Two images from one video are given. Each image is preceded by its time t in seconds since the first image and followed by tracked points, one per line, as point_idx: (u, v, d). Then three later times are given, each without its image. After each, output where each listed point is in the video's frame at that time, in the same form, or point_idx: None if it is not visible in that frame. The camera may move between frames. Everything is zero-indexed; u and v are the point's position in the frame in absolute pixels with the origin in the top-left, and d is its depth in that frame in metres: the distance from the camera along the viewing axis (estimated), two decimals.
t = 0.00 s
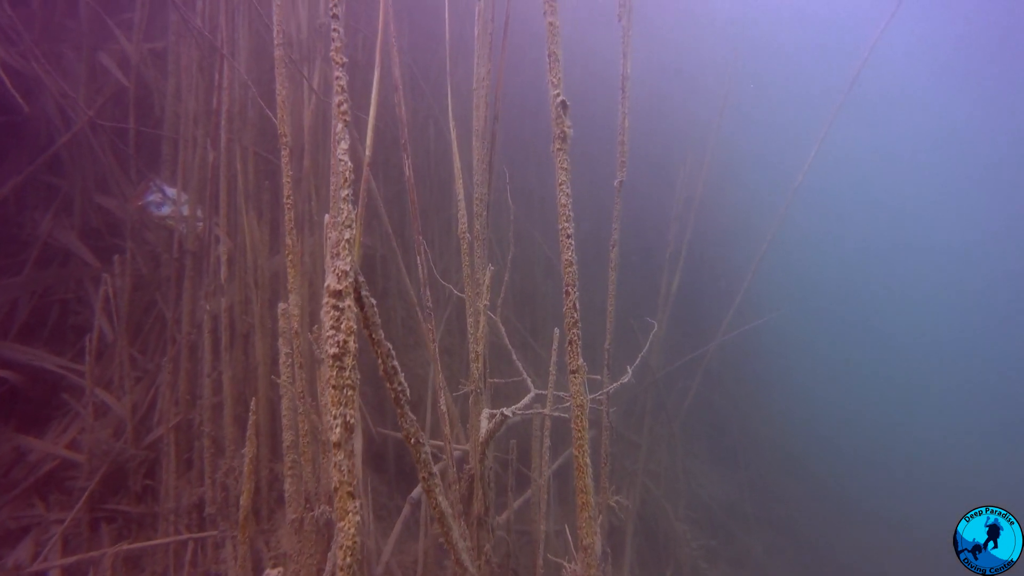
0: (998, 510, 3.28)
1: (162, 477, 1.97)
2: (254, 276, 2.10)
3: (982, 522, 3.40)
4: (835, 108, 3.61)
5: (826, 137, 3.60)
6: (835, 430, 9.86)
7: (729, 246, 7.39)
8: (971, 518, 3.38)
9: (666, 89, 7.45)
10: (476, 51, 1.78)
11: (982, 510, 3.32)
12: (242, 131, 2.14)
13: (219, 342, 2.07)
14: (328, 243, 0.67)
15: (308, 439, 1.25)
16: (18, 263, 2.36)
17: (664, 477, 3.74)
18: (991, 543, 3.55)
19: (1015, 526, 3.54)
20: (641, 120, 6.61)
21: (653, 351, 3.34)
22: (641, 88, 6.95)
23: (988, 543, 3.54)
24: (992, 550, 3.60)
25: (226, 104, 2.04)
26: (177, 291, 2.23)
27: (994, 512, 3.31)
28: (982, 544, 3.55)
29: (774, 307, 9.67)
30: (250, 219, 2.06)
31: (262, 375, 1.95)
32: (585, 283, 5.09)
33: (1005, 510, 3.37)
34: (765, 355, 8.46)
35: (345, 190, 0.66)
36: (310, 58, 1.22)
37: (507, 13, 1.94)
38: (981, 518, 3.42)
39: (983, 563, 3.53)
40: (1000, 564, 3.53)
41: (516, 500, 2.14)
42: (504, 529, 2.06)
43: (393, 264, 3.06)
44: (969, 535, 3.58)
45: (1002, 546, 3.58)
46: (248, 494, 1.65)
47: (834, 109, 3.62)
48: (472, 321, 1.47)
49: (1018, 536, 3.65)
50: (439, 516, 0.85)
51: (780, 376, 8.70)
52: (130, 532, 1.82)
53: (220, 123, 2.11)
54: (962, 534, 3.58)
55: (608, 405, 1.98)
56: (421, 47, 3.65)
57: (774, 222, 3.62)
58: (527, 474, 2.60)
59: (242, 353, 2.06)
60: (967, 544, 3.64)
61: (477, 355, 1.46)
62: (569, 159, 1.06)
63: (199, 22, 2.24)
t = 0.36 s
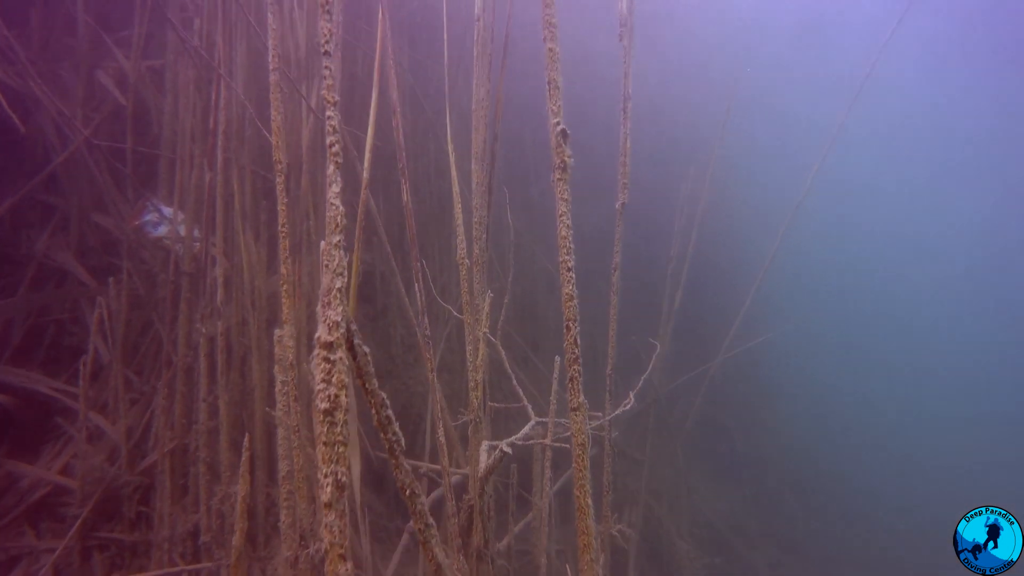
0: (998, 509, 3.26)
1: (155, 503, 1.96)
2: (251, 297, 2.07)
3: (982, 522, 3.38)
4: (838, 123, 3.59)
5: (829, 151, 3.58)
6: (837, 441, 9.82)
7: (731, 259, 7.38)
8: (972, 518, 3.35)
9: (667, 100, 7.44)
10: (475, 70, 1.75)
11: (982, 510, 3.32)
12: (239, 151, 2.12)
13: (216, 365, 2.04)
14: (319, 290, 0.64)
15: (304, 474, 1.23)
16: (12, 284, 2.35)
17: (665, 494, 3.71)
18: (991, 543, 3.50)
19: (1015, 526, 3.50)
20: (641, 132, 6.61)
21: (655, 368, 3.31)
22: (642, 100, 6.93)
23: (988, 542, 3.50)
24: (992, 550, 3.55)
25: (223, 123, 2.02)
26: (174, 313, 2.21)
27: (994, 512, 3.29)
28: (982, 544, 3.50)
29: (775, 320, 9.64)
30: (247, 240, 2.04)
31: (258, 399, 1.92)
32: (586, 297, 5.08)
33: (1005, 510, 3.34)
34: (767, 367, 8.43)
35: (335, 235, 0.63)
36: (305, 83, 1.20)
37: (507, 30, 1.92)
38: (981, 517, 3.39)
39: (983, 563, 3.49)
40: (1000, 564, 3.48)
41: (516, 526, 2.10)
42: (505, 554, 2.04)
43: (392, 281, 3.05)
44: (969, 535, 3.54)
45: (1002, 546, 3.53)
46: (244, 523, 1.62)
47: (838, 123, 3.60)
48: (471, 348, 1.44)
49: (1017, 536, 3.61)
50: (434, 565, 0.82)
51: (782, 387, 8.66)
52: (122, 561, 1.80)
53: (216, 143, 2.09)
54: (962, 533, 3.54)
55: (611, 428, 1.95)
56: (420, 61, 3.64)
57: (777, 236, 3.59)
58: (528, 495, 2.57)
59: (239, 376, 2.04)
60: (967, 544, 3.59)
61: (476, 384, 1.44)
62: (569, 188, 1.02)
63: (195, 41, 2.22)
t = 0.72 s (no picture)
0: (998, 509, 3.19)
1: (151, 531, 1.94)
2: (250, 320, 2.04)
3: (982, 522, 3.32)
4: (844, 137, 3.57)
5: (834, 166, 3.56)
6: (837, 452, 9.78)
7: (732, 271, 7.38)
8: (972, 517, 3.29)
9: (668, 112, 7.42)
10: (476, 93, 1.72)
11: (983, 510, 3.25)
12: (237, 172, 2.10)
13: (212, 390, 2.01)
14: (312, 345, 0.62)
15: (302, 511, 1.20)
16: (10, 304, 2.31)
17: (667, 513, 3.71)
18: (992, 544, 3.52)
19: (1015, 526, 3.52)
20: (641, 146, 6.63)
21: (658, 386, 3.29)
22: (641, 113, 6.95)
23: (988, 543, 3.51)
24: (993, 549, 3.58)
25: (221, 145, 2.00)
26: (173, 335, 2.18)
27: (994, 512, 3.22)
28: (982, 544, 3.52)
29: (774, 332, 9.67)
30: (246, 261, 2.01)
31: (257, 424, 1.89)
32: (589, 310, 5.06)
33: (1005, 510, 3.29)
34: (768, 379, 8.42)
35: (329, 291, 0.61)
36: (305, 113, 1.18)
37: (509, 49, 1.89)
38: (981, 517, 3.33)
39: (984, 562, 3.49)
40: (1000, 563, 3.50)
41: (518, 552, 2.07)
42: None
43: (393, 301, 3.05)
44: (969, 535, 3.53)
45: (1002, 546, 3.56)
46: (241, 556, 1.59)
47: (844, 138, 3.57)
48: (472, 378, 1.41)
49: (1017, 536, 3.66)
50: None
51: (782, 398, 8.63)
52: None
53: (215, 164, 2.07)
54: (962, 534, 3.53)
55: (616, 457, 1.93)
56: (421, 77, 3.62)
57: (782, 251, 3.56)
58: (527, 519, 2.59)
59: (238, 401, 2.02)
60: (967, 544, 3.58)
61: (477, 415, 1.41)
62: (571, 225, 0.98)
63: (194, 62, 2.20)
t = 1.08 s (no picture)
0: (998, 509, 3.12)
1: (144, 561, 1.91)
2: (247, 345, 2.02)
3: (982, 522, 3.26)
4: (849, 152, 3.54)
5: (839, 182, 3.53)
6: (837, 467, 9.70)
7: (734, 287, 7.36)
8: (972, 518, 3.21)
9: (669, 126, 7.41)
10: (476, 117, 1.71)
11: (983, 510, 3.17)
12: (235, 194, 2.08)
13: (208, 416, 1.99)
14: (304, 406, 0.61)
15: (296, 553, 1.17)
16: (5, 325, 2.27)
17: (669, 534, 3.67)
18: (991, 542, 3.48)
19: (1014, 526, 3.49)
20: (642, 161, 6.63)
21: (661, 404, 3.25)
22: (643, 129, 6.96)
23: (988, 543, 3.49)
24: (992, 550, 3.55)
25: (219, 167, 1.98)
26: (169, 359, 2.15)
27: (994, 511, 3.15)
28: (982, 543, 3.47)
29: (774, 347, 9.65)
30: (244, 285, 1.99)
31: (254, 451, 1.86)
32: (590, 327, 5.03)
33: (1006, 511, 3.23)
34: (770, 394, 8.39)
35: (323, 350, 0.60)
36: (304, 143, 1.16)
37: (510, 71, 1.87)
38: (981, 517, 3.27)
39: (984, 562, 3.43)
40: (1000, 563, 3.47)
41: None
42: None
43: (393, 321, 3.04)
44: (969, 534, 3.48)
45: (1002, 545, 3.55)
46: None
47: (849, 153, 3.55)
48: (472, 412, 1.38)
49: (1017, 537, 3.65)
50: None
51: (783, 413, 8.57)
52: None
53: (213, 186, 2.05)
54: (962, 533, 3.47)
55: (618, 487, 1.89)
56: (422, 93, 3.60)
57: (787, 268, 3.53)
58: (529, 542, 2.57)
59: (235, 427, 1.99)
60: (967, 543, 3.49)
61: (477, 449, 1.39)
62: (574, 264, 0.94)
63: (193, 83, 2.18)
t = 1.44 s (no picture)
0: (998, 508, 3.18)
1: None
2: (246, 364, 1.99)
3: (982, 522, 3.29)
4: (855, 163, 3.52)
5: (845, 192, 3.50)
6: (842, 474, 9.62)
7: (739, 295, 7.32)
8: (972, 517, 3.26)
9: (672, 134, 7.38)
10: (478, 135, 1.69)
11: (983, 510, 3.23)
12: (235, 211, 2.06)
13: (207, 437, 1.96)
14: (302, 463, 0.64)
15: None
16: (3, 342, 2.21)
17: (674, 548, 3.63)
18: (991, 544, 3.45)
19: (1014, 525, 3.45)
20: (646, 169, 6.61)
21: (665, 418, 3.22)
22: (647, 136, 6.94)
23: (988, 543, 3.43)
24: (992, 550, 3.49)
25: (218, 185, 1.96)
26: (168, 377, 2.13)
27: (994, 511, 3.20)
28: (982, 544, 3.43)
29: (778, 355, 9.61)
30: (243, 303, 1.97)
31: (253, 472, 1.83)
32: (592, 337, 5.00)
33: (1005, 510, 3.25)
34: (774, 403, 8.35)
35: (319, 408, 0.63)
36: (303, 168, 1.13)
37: (513, 88, 1.85)
38: (981, 518, 3.31)
39: (985, 562, 3.39)
40: (1000, 563, 3.41)
41: None
42: None
43: (394, 335, 3.01)
44: (969, 535, 3.44)
45: (1002, 546, 3.48)
46: None
47: (856, 163, 3.52)
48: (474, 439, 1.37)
49: (1017, 537, 3.57)
50: None
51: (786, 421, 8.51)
52: None
53: (213, 203, 2.03)
54: (962, 534, 3.45)
55: (622, 511, 1.86)
56: (424, 104, 3.58)
57: (792, 278, 3.50)
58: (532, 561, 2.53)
59: (233, 448, 1.96)
60: (967, 544, 3.49)
61: (479, 476, 1.36)
62: (579, 295, 0.93)
63: (192, 98, 2.16)
